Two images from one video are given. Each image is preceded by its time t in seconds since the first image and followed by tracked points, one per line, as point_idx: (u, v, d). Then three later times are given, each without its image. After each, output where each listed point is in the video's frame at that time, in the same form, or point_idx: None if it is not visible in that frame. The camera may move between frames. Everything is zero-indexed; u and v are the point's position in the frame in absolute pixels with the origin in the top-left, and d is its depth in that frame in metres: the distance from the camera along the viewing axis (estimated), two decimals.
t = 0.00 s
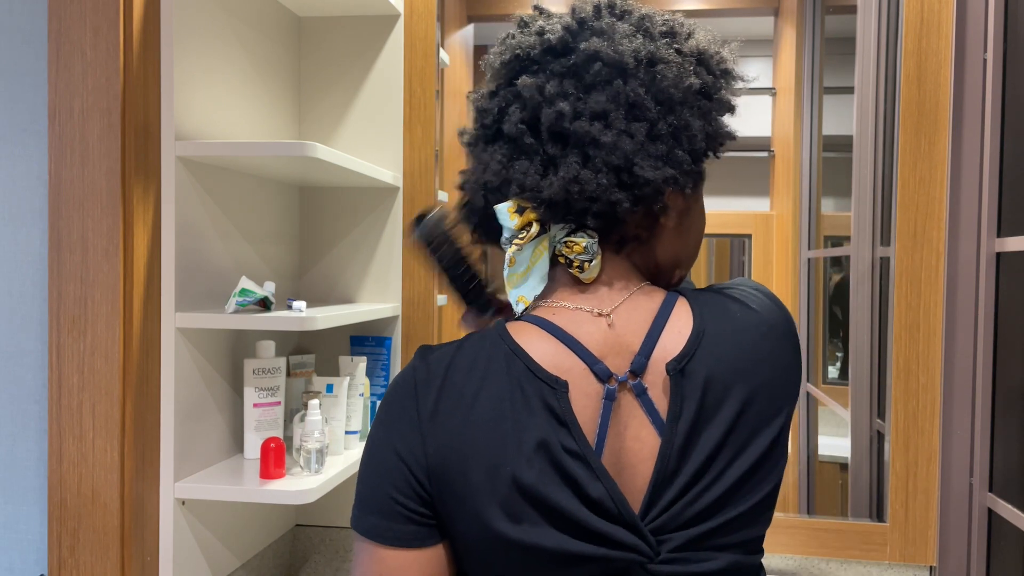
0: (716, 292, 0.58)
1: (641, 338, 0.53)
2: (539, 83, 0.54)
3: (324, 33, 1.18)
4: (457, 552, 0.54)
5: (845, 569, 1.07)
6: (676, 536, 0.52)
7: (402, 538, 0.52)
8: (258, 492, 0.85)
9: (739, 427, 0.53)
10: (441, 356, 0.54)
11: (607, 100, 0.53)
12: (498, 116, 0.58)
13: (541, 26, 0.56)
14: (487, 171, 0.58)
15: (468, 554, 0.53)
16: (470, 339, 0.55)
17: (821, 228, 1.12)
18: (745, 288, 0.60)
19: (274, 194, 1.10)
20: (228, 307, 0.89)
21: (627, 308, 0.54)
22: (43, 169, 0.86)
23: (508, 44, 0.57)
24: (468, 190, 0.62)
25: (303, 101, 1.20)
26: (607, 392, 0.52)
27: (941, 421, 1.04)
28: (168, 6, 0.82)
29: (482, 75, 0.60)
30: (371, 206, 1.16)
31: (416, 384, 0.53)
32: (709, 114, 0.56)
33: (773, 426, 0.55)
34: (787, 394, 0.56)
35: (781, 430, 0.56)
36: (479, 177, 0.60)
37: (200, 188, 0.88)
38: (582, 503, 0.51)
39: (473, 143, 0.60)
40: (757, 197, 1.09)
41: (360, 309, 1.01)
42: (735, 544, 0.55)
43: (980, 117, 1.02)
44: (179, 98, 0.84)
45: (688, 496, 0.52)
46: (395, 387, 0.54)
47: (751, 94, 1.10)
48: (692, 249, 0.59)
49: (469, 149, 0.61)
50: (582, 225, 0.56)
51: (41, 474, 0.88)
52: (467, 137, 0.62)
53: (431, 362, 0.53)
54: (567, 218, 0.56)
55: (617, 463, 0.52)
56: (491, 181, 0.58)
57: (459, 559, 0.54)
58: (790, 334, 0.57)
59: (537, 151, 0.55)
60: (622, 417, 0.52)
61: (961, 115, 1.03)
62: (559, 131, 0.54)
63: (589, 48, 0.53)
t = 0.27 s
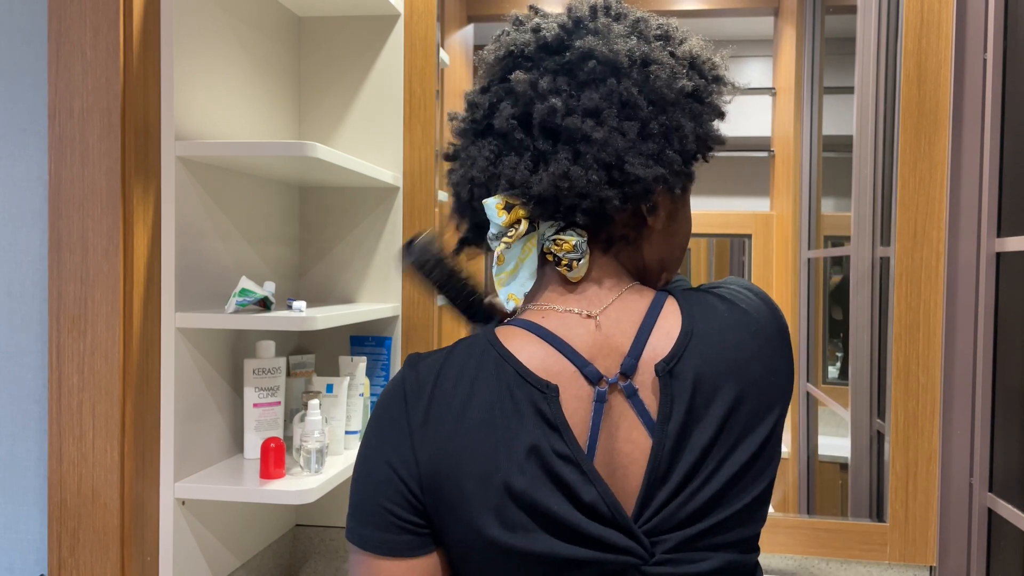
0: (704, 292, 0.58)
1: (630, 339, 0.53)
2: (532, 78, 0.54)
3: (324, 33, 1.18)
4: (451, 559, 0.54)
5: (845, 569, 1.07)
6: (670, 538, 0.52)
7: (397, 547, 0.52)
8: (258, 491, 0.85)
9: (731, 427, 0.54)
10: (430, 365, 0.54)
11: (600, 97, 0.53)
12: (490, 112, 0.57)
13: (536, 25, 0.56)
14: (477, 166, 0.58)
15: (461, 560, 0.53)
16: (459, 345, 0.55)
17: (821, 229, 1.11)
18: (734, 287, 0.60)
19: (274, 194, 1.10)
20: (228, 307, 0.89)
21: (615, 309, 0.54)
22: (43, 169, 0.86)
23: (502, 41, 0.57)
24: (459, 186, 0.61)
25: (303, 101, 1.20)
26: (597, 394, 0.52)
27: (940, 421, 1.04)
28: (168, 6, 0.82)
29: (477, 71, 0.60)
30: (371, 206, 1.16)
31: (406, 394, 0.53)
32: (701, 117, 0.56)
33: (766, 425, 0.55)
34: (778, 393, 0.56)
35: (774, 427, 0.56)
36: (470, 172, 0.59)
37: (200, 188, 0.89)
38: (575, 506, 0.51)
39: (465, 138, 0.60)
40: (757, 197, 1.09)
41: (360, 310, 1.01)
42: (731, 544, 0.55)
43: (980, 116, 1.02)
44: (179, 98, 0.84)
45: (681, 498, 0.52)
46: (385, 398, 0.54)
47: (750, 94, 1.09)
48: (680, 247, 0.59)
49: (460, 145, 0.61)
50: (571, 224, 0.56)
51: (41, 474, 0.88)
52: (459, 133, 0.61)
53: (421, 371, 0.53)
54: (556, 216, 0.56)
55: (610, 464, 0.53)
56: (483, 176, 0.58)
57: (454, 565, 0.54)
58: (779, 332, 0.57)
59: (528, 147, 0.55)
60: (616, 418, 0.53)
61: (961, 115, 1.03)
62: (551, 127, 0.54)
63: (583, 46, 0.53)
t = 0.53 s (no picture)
0: (703, 292, 0.58)
1: (628, 341, 0.53)
2: (529, 78, 0.54)
3: (324, 33, 1.18)
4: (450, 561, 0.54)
5: (845, 569, 1.07)
6: (669, 539, 0.52)
7: (395, 551, 0.52)
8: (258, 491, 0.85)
9: (731, 427, 0.53)
10: (428, 367, 0.54)
11: (596, 97, 0.53)
12: (487, 112, 0.57)
13: (533, 24, 0.56)
14: (474, 166, 0.58)
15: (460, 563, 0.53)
16: (456, 348, 0.55)
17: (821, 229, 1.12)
18: (734, 287, 0.60)
19: (274, 194, 1.10)
20: (228, 307, 0.89)
21: (612, 310, 0.54)
22: (43, 169, 0.86)
23: (499, 40, 0.57)
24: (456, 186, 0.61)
25: (303, 101, 1.20)
26: (595, 396, 0.52)
27: (940, 421, 1.04)
28: (168, 6, 0.82)
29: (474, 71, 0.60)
30: (371, 205, 1.16)
31: (403, 397, 0.53)
32: (698, 116, 0.56)
33: (765, 424, 0.55)
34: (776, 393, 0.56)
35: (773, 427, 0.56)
36: (467, 172, 0.59)
37: (200, 188, 0.89)
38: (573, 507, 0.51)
39: (462, 138, 0.60)
40: (757, 197, 1.09)
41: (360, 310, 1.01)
42: (730, 543, 0.55)
43: (980, 116, 1.02)
44: (179, 98, 0.84)
45: (680, 499, 0.52)
46: (383, 401, 0.54)
47: (750, 94, 1.09)
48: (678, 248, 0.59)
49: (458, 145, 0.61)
50: (568, 224, 0.56)
51: (41, 474, 0.88)
52: (457, 133, 0.61)
53: (418, 373, 0.53)
54: (553, 216, 0.56)
55: (609, 464, 0.53)
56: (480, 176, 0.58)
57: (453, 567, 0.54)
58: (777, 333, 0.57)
59: (525, 147, 0.55)
60: (616, 418, 0.53)
61: (961, 115, 1.03)
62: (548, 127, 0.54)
63: (580, 46, 0.53)
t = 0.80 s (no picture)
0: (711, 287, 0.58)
1: (637, 341, 0.53)
2: (525, 81, 0.54)
3: (324, 33, 1.18)
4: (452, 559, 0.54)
5: (845, 569, 1.07)
6: (676, 539, 0.52)
7: (397, 548, 0.52)
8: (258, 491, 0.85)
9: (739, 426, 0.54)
10: (433, 366, 0.54)
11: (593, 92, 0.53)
12: (485, 118, 0.57)
13: (524, 30, 0.56)
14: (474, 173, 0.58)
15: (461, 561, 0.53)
16: (462, 347, 0.55)
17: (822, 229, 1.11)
18: (740, 284, 0.60)
19: (274, 194, 1.10)
20: (228, 307, 0.89)
21: (621, 310, 0.54)
22: (43, 169, 0.86)
23: (491, 49, 0.58)
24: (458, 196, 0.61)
25: (303, 101, 1.20)
26: (602, 395, 0.52)
27: (940, 421, 1.04)
28: (168, 6, 0.82)
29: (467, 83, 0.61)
30: (371, 206, 1.16)
31: (408, 396, 0.53)
32: (695, 105, 0.57)
33: (773, 422, 0.55)
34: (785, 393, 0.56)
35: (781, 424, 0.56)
36: (468, 179, 0.59)
37: (200, 188, 0.89)
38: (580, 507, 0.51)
39: (461, 148, 0.60)
40: (757, 197, 1.09)
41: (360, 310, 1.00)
42: (737, 542, 0.55)
43: (980, 116, 1.02)
44: (179, 98, 0.84)
45: (688, 499, 0.52)
46: (387, 398, 0.54)
47: (751, 94, 1.09)
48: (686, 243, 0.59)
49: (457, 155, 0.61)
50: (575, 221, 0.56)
51: (41, 473, 0.88)
52: (455, 144, 0.62)
53: (424, 372, 0.54)
54: (559, 213, 0.55)
55: (610, 465, 0.52)
56: (482, 182, 0.58)
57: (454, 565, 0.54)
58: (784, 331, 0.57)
59: (526, 148, 0.55)
60: (618, 419, 0.52)
61: (961, 115, 1.03)
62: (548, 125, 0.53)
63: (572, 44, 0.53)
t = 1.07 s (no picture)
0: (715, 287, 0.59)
1: (646, 341, 0.53)
2: (525, 85, 0.54)
3: (324, 33, 1.18)
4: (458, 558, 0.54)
5: (845, 569, 1.07)
6: (686, 539, 0.52)
7: (403, 546, 0.52)
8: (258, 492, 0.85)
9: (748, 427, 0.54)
10: (441, 364, 0.54)
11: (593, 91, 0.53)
12: (485, 124, 0.57)
13: (518, 36, 0.56)
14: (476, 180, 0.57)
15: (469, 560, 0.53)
16: (471, 344, 0.54)
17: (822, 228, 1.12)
18: (745, 284, 0.61)
19: (274, 194, 1.10)
20: (228, 307, 0.89)
21: (630, 309, 0.54)
22: (43, 169, 0.86)
23: (486, 56, 0.57)
24: (460, 204, 0.60)
25: (303, 101, 1.20)
26: (612, 395, 0.52)
27: (940, 421, 1.04)
28: (168, 5, 0.82)
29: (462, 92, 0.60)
30: (371, 206, 1.16)
31: (417, 394, 0.53)
32: (694, 100, 0.56)
33: (780, 424, 0.56)
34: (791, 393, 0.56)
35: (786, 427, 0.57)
36: (469, 187, 0.58)
37: (200, 188, 0.88)
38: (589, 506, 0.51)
39: (460, 156, 0.59)
40: (756, 197, 1.09)
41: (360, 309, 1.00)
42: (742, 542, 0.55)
43: (979, 116, 1.02)
44: (179, 98, 0.84)
45: (698, 499, 0.52)
46: (395, 396, 0.54)
47: (751, 94, 1.09)
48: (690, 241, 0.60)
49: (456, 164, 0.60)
50: (583, 221, 0.56)
51: (40, 473, 0.88)
52: (453, 153, 0.61)
53: (432, 370, 0.53)
54: (566, 214, 0.55)
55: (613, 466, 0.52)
56: (484, 188, 0.57)
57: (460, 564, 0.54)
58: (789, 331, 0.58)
59: (529, 151, 0.54)
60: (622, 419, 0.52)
61: (961, 115, 1.04)
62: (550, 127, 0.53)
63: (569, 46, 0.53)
